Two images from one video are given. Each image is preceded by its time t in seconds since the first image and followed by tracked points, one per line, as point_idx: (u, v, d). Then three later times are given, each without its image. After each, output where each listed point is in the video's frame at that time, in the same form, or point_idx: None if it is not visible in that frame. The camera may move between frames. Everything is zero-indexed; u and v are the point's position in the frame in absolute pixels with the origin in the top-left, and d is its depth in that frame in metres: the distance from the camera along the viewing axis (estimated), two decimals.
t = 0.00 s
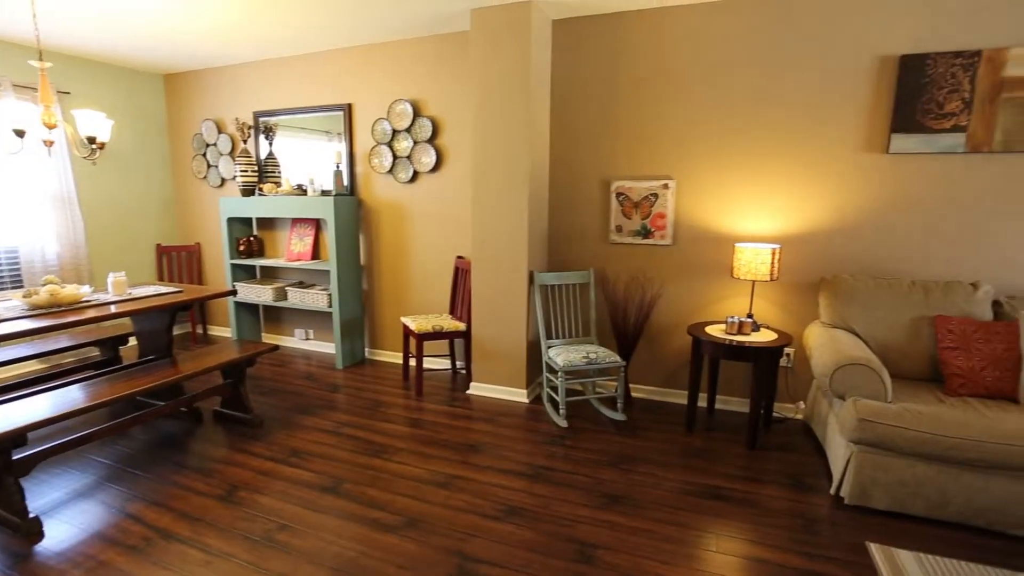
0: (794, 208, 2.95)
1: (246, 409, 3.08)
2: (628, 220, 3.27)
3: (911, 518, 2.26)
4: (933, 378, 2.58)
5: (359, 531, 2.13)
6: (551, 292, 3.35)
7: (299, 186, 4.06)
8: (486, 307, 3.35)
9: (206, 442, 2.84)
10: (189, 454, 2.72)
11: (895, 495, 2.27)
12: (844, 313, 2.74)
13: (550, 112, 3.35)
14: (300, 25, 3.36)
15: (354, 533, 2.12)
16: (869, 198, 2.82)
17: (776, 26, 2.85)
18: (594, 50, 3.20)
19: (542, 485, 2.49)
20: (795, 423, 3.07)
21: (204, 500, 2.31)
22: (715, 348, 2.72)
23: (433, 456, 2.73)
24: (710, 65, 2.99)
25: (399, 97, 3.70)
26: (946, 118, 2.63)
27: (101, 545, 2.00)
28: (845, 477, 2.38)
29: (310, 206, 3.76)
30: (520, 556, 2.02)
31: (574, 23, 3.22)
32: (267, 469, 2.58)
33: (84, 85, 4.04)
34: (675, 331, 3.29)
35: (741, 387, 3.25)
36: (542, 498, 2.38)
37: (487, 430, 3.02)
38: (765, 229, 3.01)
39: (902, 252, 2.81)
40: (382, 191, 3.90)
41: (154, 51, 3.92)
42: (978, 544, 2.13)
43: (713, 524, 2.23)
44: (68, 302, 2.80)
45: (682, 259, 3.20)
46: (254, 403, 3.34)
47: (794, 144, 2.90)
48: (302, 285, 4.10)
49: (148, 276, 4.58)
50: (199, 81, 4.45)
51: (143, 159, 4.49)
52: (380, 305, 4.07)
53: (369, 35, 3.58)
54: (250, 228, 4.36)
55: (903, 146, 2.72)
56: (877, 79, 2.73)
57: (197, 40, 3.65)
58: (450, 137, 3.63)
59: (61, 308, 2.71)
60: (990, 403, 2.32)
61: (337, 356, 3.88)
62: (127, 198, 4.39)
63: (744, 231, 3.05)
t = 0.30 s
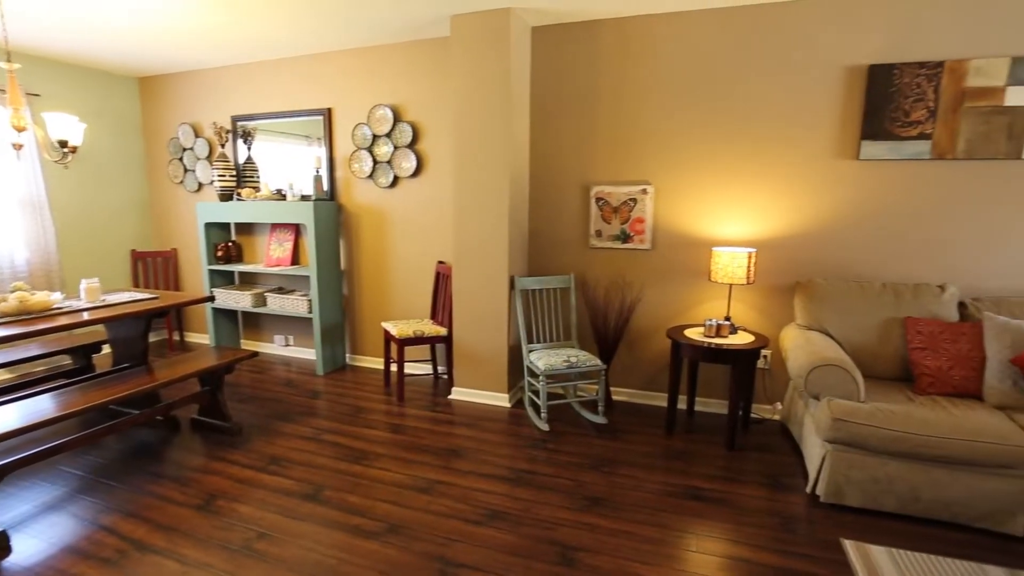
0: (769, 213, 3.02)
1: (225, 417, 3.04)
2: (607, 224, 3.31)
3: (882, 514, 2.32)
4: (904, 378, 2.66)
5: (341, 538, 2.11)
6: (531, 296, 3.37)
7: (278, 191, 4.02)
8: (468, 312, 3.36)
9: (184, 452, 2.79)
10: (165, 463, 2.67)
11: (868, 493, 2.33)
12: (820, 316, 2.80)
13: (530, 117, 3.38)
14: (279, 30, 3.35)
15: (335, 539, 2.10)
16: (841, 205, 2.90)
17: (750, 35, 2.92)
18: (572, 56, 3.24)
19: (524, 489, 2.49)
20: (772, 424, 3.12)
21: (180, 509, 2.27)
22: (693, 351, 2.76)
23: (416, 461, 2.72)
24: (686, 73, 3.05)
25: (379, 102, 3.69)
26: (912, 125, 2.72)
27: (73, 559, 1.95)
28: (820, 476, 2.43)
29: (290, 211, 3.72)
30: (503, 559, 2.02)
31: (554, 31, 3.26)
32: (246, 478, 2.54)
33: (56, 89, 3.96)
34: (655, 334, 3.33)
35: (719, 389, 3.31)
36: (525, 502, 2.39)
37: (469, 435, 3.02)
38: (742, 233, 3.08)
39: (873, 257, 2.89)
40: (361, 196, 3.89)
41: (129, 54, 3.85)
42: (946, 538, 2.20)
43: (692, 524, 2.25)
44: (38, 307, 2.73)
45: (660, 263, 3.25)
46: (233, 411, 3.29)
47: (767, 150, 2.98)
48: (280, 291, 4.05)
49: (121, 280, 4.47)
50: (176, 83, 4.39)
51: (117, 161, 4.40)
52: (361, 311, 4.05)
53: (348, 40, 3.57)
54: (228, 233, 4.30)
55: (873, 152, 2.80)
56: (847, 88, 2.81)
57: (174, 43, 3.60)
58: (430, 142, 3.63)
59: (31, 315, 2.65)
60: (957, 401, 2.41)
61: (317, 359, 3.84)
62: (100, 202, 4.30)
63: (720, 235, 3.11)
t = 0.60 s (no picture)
0: (745, 217, 3.08)
1: (201, 424, 2.99)
2: (587, 228, 3.34)
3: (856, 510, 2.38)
4: (875, 377, 2.73)
5: (321, 545, 2.09)
6: (512, 300, 3.38)
7: (256, 196, 3.98)
8: (449, 316, 3.36)
9: (159, 461, 2.74)
10: (140, 473, 2.62)
11: (842, 489, 2.39)
12: (794, 317, 2.86)
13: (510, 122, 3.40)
14: (257, 34, 3.32)
15: (315, 546, 2.08)
16: (814, 209, 2.97)
17: (724, 43, 2.98)
18: (551, 61, 3.27)
19: (506, 492, 2.50)
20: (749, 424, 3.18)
21: (156, 520, 2.23)
22: (673, 353, 2.79)
23: (397, 466, 2.71)
24: (664, 79, 3.10)
25: (359, 107, 3.68)
26: (881, 132, 2.80)
27: (42, 573, 1.90)
28: (796, 474, 2.47)
29: (269, 216, 3.69)
30: (485, 562, 2.02)
31: (533, 37, 3.29)
32: (224, 486, 2.51)
33: (24, 90, 3.87)
34: (635, 337, 3.37)
35: (698, 390, 3.36)
36: (507, 505, 2.40)
37: (451, 439, 3.01)
38: (719, 237, 3.13)
39: (844, 260, 2.98)
40: (341, 201, 3.86)
41: (102, 56, 3.78)
42: (916, 532, 2.26)
43: (672, 524, 2.28)
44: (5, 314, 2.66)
45: (640, 266, 3.29)
46: (210, 418, 3.24)
47: (741, 155, 3.04)
48: (259, 297, 4.00)
49: (92, 286, 4.37)
50: (151, 86, 4.32)
51: (88, 164, 4.31)
52: (341, 315, 4.02)
53: (327, 44, 3.56)
54: (204, 238, 4.24)
55: (844, 158, 2.88)
56: (818, 96, 2.89)
57: (148, 44, 3.54)
58: (410, 146, 3.63)
59: None
60: (926, 398, 2.48)
61: (297, 366, 3.81)
62: (71, 206, 4.20)
63: (697, 238, 3.17)
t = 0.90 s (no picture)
0: (721, 220, 3.13)
1: (176, 432, 2.93)
2: (567, 232, 3.37)
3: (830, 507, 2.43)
4: (848, 376, 2.80)
5: (301, 553, 2.07)
6: (493, 304, 3.39)
7: (234, 200, 3.93)
8: (430, 320, 3.35)
9: (133, 471, 2.68)
10: (113, 483, 2.56)
11: (817, 487, 2.44)
12: (770, 319, 2.91)
13: (489, 126, 3.41)
14: (233, 36, 3.28)
15: (294, 554, 2.06)
16: (787, 213, 3.04)
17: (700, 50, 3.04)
18: (530, 66, 3.30)
19: (488, 495, 2.50)
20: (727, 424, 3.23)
21: (130, 530, 2.18)
22: (652, 355, 2.83)
23: (378, 471, 2.69)
24: (641, 85, 3.15)
25: (338, 110, 3.66)
26: (850, 138, 2.88)
27: None
28: (773, 473, 2.52)
29: (246, 220, 3.64)
30: (466, 566, 2.02)
31: (512, 42, 3.31)
32: (201, 494, 2.46)
33: None
34: (615, 339, 3.40)
35: (677, 392, 3.40)
36: (488, 508, 2.40)
37: (433, 443, 3.00)
38: (696, 240, 3.18)
39: (817, 262, 3.05)
40: (320, 205, 3.83)
41: (73, 56, 3.70)
42: (888, 527, 2.32)
43: (652, 525, 2.31)
44: None
45: (619, 270, 3.32)
46: (186, 426, 3.18)
47: (717, 159, 3.10)
48: (236, 302, 3.94)
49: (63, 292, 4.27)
50: (124, 87, 4.24)
51: (58, 167, 4.21)
52: (321, 320, 3.98)
53: (306, 48, 3.54)
54: (180, 242, 4.16)
55: (815, 163, 2.95)
56: (790, 103, 2.96)
57: (121, 45, 3.48)
58: (390, 150, 3.62)
59: None
60: (896, 396, 2.56)
61: (276, 371, 3.76)
62: (40, 210, 4.10)
63: (675, 242, 3.21)
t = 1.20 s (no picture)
0: (697, 224, 3.19)
1: (150, 440, 2.88)
2: (546, 235, 3.39)
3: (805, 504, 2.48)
4: (820, 376, 2.86)
5: (279, 560, 2.05)
6: (473, 307, 3.40)
7: (210, 203, 3.87)
8: (410, 324, 3.34)
9: (105, 480, 2.62)
10: (84, 493, 2.50)
11: (793, 485, 2.49)
12: (746, 320, 2.97)
13: (468, 130, 3.43)
14: (209, 37, 3.25)
15: (273, 562, 2.03)
16: (761, 216, 3.11)
17: (675, 56, 3.09)
18: (509, 71, 3.32)
19: (468, 499, 2.51)
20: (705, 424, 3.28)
21: (102, 541, 2.14)
22: (630, 357, 2.86)
23: (358, 477, 2.67)
24: (618, 90, 3.19)
25: (316, 113, 3.64)
26: (821, 144, 2.96)
27: None
28: (750, 471, 2.57)
29: (222, 223, 3.59)
30: (447, 569, 2.02)
31: (492, 47, 3.33)
32: (176, 503, 2.42)
33: None
34: (595, 342, 3.43)
35: (655, 393, 3.44)
36: (469, 512, 2.40)
37: (413, 448, 2.99)
38: (673, 243, 3.23)
39: (790, 265, 3.12)
40: (297, 208, 3.80)
41: (41, 56, 3.61)
42: (860, 523, 2.38)
43: (632, 525, 2.34)
44: None
45: (598, 273, 3.36)
46: (160, 434, 3.12)
47: (692, 164, 3.15)
48: (212, 307, 3.88)
49: (30, 297, 4.15)
50: (94, 88, 4.15)
51: (25, 168, 4.10)
52: (299, 325, 3.94)
53: (283, 50, 3.51)
54: (154, 246, 4.09)
55: (788, 168, 3.02)
56: (763, 109, 3.03)
57: (92, 45, 3.41)
58: (368, 154, 3.61)
59: None
60: (866, 395, 2.62)
61: (254, 377, 3.71)
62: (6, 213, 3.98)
63: (652, 245, 3.26)
